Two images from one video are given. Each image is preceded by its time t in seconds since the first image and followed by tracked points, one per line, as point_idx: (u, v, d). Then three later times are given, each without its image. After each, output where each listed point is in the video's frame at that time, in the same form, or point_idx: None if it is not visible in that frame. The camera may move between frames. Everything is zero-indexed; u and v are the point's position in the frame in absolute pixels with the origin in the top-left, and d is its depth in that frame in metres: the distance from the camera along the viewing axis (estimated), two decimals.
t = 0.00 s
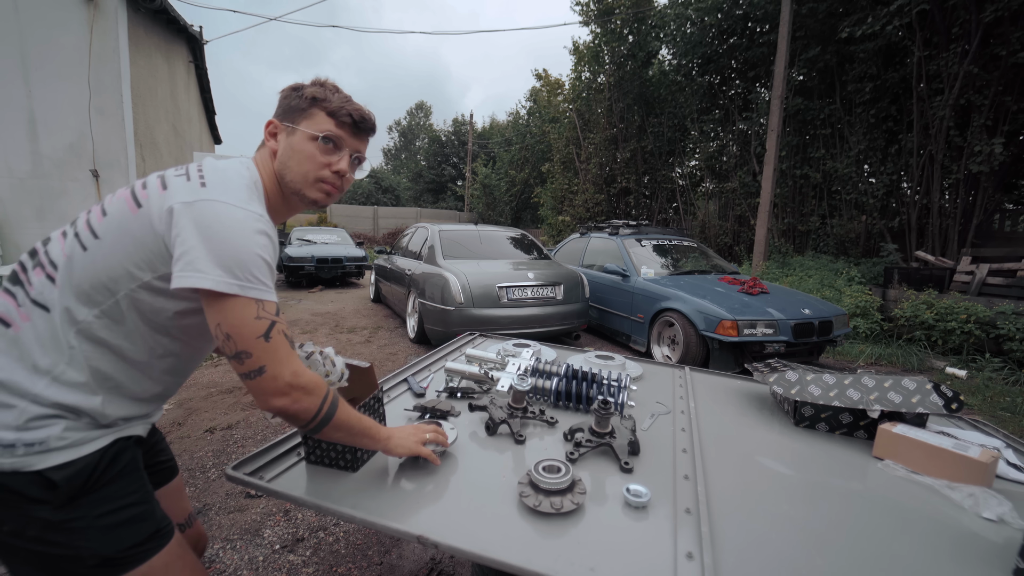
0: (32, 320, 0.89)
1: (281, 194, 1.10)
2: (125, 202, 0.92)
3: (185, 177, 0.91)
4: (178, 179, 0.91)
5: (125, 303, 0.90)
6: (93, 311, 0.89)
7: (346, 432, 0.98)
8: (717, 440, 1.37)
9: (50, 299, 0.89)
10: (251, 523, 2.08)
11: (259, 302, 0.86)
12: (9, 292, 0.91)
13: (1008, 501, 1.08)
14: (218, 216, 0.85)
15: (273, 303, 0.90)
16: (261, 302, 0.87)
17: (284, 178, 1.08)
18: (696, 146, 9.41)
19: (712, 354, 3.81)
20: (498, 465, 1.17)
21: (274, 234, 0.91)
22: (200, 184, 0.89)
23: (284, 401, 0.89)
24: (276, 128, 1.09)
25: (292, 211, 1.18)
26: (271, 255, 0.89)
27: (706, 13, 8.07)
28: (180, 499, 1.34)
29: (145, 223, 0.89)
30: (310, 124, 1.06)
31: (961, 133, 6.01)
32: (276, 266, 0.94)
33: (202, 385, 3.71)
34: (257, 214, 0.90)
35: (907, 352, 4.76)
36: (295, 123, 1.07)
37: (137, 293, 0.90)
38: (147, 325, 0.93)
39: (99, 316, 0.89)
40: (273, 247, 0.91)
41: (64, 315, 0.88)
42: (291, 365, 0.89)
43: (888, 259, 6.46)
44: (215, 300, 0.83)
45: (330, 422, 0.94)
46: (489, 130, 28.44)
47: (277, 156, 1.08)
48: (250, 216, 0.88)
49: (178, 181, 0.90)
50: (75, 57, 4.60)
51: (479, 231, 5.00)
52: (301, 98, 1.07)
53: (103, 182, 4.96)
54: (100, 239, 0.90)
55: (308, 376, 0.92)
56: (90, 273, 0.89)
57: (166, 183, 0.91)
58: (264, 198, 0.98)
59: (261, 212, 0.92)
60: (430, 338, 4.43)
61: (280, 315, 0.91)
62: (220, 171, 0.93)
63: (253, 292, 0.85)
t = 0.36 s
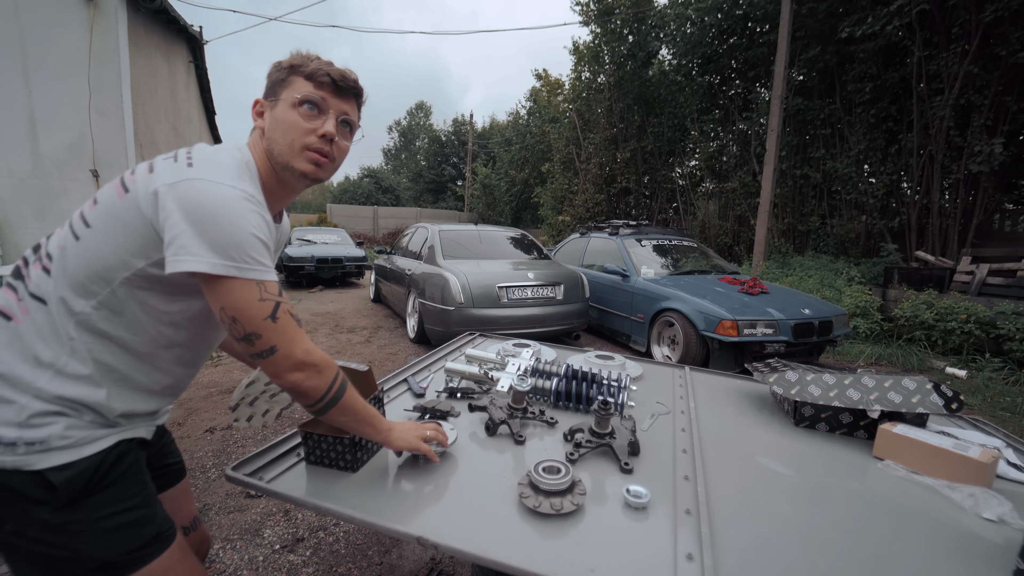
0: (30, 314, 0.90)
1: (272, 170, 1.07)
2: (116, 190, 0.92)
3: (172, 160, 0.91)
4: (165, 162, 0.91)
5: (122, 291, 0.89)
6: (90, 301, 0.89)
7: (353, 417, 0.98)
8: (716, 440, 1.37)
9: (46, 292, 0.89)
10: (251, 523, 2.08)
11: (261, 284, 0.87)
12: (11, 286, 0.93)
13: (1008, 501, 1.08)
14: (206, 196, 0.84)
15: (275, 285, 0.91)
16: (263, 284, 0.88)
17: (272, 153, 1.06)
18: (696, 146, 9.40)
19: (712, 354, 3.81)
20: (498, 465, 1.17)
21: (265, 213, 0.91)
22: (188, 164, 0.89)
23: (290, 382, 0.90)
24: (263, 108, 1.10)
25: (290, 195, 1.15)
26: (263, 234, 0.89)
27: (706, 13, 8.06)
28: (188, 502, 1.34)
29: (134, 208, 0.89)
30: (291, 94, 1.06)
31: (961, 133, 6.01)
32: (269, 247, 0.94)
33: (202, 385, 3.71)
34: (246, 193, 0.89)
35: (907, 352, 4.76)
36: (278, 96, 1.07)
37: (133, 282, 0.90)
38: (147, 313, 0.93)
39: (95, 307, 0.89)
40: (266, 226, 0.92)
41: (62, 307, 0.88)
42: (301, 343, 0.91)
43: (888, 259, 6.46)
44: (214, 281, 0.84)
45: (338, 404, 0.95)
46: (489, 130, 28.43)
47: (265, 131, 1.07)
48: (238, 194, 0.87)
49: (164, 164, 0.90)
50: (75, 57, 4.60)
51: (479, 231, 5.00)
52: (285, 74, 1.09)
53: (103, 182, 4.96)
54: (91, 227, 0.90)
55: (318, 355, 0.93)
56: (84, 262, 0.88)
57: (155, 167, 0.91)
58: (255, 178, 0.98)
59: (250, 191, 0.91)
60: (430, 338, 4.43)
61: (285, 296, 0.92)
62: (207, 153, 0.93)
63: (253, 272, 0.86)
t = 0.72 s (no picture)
0: (44, 305, 0.89)
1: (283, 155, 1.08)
2: (120, 175, 0.92)
3: (174, 142, 0.91)
4: (168, 145, 0.91)
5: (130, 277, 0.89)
6: (101, 291, 0.88)
7: (354, 405, 0.98)
8: (716, 440, 1.37)
9: (58, 282, 0.89)
10: (251, 523, 2.08)
11: (266, 269, 0.87)
12: (23, 278, 0.93)
13: (1008, 501, 1.08)
14: (210, 177, 0.84)
15: (280, 269, 0.90)
16: (266, 268, 0.87)
17: (288, 141, 1.06)
18: (696, 146, 9.40)
19: (712, 354, 3.81)
20: (498, 465, 1.17)
21: (270, 195, 0.91)
22: (191, 146, 0.89)
23: (294, 367, 0.90)
24: (277, 86, 1.06)
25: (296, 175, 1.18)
26: (268, 215, 0.89)
27: (706, 13, 8.07)
28: (190, 502, 1.35)
29: (138, 192, 0.89)
30: (316, 85, 1.04)
31: (961, 133, 6.01)
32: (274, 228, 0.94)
33: (202, 385, 3.71)
34: (250, 174, 0.89)
35: (907, 352, 4.76)
36: (297, 83, 1.04)
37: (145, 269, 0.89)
38: (159, 301, 0.92)
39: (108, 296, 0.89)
40: (271, 207, 0.92)
41: (76, 297, 0.88)
42: (304, 331, 0.90)
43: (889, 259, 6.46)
44: (217, 265, 0.84)
45: (342, 391, 0.95)
46: (489, 130, 28.43)
47: (282, 118, 1.05)
48: (243, 174, 0.87)
49: (167, 146, 0.90)
50: (75, 57, 4.60)
51: (479, 231, 5.00)
52: (303, 57, 1.04)
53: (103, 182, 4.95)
54: (98, 214, 0.90)
55: (322, 344, 0.93)
56: (94, 249, 0.88)
57: (157, 150, 0.91)
58: (259, 160, 0.98)
59: (254, 172, 0.91)
60: (430, 338, 4.43)
61: (290, 282, 0.91)
62: (210, 134, 0.93)
63: (254, 256, 0.85)
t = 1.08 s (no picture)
0: (88, 292, 0.85)
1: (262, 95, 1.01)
2: (116, 138, 0.87)
3: (164, 93, 0.87)
4: (157, 98, 0.88)
5: (159, 241, 0.84)
6: (140, 261, 0.84)
7: (383, 356, 0.94)
8: (716, 440, 1.37)
9: (94, 264, 0.85)
10: (251, 522, 2.09)
11: (282, 210, 0.84)
12: (59, 273, 0.88)
13: (1008, 501, 1.08)
14: (214, 115, 0.82)
15: (295, 210, 0.88)
16: (281, 210, 0.84)
17: (264, 78, 0.99)
18: (696, 146, 9.41)
19: (712, 354, 3.81)
20: (498, 465, 1.17)
21: (272, 129, 0.88)
22: (182, 92, 0.86)
23: (324, 313, 0.88)
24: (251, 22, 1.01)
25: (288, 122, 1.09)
26: (276, 150, 0.87)
27: (706, 13, 8.07)
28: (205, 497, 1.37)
29: (140, 147, 0.84)
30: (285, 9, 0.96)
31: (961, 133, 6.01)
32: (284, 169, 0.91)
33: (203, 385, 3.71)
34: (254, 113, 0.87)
35: (907, 352, 4.76)
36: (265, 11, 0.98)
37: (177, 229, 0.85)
38: (195, 264, 0.88)
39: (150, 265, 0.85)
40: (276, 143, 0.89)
41: (116, 274, 0.84)
42: (323, 275, 0.87)
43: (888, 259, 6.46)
44: (235, 207, 0.81)
45: (372, 338, 0.92)
46: (489, 130, 28.43)
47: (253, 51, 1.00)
48: (245, 110, 0.85)
49: (158, 98, 0.86)
50: (75, 56, 4.60)
51: (479, 231, 5.00)
52: None
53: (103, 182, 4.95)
54: (108, 183, 0.85)
55: (345, 287, 0.90)
56: (121, 218, 0.83)
57: (149, 104, 0.87)
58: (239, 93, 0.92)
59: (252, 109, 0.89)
60: (430, 338, 4.43)
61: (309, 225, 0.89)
62: (197, 78, 0.89)
63: (268, 195, 0.82)
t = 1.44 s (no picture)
0: (93, 275, 0.97)
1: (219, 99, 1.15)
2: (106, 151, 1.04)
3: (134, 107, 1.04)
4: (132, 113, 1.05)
5: (120, 225, 0.94)
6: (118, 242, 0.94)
7: (265, 339, 0.86)
8: (715, 440, 1.37)
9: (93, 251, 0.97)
10: (251, 523, 2.08)
11: (180, 185, 0.89)
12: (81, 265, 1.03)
13: (1008, 501, 1.08)
14: (141, 105, 0.93)
15: (200, 188, 0.92)
16: (179, 184, 0.89)
17: (220, 83, 1.14)
18: (696, 146, 9.40)
19: (712, 354, 3.81)
20: (498, 464, 1.17)
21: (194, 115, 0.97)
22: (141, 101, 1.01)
23: (204, 282, 0.86)
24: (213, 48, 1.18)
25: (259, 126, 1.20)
26: (189, 129, 0.94)
27: (706, 13, 8.07)
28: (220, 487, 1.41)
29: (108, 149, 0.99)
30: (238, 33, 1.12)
31: (961, 133, 6.01)
32: (209, 156, 0.97)
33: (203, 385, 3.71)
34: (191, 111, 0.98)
35: (907, 352, 4.76)
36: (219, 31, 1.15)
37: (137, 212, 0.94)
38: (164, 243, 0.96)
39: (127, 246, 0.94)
40: (196, 125, 0.96)
41: (103, 259, 0.95)
42: (211, 249, 0.87)
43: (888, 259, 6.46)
44: (137, 178, 0.88)
45: (253, 315, 0.85)
46: (489, 130, 28.43)
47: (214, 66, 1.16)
48: (171, 99, 0.96)
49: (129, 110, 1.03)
50: (75, 56, 4.61)
51: (479, 231, 5.00)
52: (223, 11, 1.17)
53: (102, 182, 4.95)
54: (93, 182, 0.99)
55: (234, 266, 0.89)
56: (100, 206, 0.96)
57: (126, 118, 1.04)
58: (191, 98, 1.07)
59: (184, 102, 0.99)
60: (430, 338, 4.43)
61: (209, 201, 0.92)
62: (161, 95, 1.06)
63: (164, 165, 0.88)
